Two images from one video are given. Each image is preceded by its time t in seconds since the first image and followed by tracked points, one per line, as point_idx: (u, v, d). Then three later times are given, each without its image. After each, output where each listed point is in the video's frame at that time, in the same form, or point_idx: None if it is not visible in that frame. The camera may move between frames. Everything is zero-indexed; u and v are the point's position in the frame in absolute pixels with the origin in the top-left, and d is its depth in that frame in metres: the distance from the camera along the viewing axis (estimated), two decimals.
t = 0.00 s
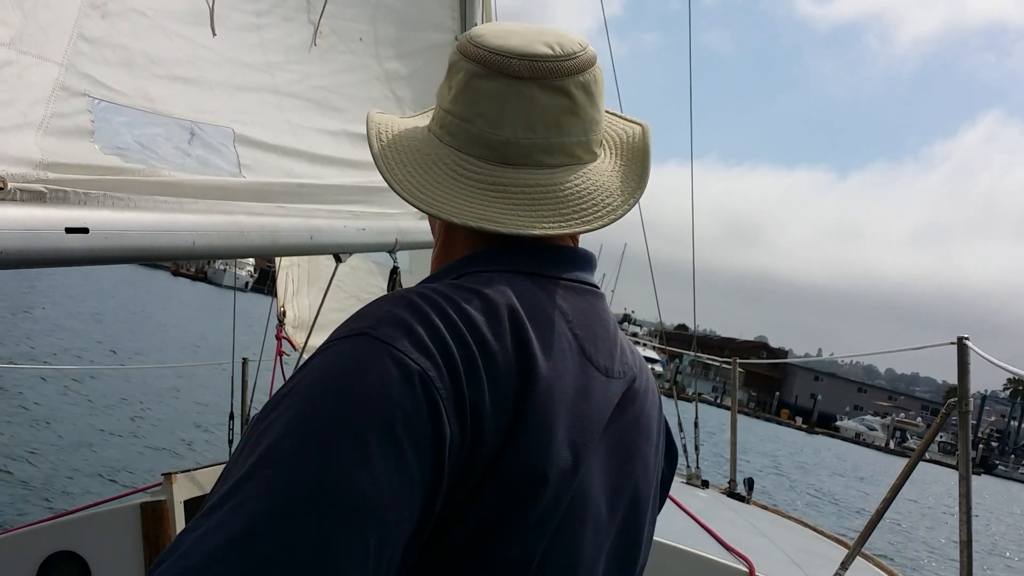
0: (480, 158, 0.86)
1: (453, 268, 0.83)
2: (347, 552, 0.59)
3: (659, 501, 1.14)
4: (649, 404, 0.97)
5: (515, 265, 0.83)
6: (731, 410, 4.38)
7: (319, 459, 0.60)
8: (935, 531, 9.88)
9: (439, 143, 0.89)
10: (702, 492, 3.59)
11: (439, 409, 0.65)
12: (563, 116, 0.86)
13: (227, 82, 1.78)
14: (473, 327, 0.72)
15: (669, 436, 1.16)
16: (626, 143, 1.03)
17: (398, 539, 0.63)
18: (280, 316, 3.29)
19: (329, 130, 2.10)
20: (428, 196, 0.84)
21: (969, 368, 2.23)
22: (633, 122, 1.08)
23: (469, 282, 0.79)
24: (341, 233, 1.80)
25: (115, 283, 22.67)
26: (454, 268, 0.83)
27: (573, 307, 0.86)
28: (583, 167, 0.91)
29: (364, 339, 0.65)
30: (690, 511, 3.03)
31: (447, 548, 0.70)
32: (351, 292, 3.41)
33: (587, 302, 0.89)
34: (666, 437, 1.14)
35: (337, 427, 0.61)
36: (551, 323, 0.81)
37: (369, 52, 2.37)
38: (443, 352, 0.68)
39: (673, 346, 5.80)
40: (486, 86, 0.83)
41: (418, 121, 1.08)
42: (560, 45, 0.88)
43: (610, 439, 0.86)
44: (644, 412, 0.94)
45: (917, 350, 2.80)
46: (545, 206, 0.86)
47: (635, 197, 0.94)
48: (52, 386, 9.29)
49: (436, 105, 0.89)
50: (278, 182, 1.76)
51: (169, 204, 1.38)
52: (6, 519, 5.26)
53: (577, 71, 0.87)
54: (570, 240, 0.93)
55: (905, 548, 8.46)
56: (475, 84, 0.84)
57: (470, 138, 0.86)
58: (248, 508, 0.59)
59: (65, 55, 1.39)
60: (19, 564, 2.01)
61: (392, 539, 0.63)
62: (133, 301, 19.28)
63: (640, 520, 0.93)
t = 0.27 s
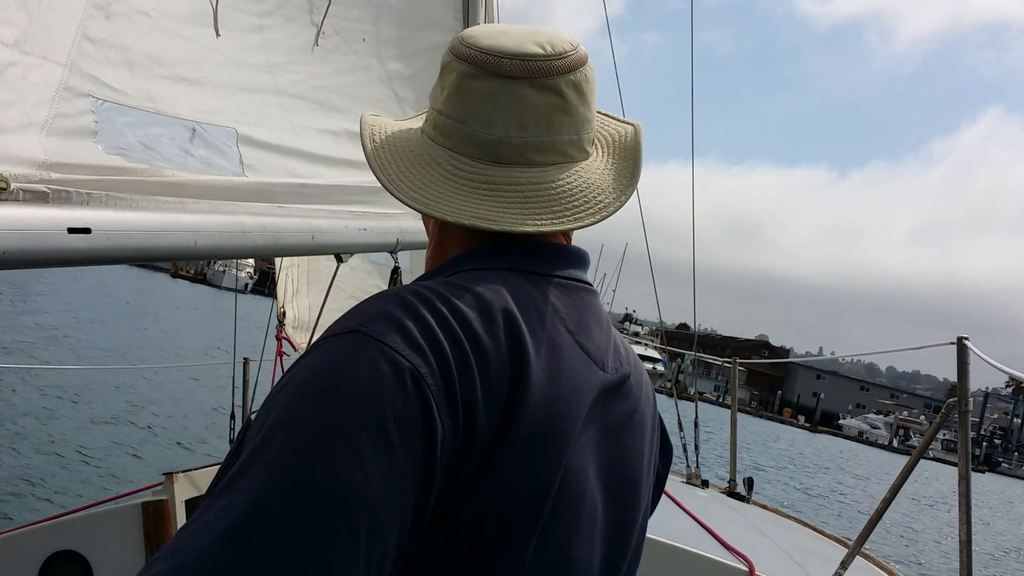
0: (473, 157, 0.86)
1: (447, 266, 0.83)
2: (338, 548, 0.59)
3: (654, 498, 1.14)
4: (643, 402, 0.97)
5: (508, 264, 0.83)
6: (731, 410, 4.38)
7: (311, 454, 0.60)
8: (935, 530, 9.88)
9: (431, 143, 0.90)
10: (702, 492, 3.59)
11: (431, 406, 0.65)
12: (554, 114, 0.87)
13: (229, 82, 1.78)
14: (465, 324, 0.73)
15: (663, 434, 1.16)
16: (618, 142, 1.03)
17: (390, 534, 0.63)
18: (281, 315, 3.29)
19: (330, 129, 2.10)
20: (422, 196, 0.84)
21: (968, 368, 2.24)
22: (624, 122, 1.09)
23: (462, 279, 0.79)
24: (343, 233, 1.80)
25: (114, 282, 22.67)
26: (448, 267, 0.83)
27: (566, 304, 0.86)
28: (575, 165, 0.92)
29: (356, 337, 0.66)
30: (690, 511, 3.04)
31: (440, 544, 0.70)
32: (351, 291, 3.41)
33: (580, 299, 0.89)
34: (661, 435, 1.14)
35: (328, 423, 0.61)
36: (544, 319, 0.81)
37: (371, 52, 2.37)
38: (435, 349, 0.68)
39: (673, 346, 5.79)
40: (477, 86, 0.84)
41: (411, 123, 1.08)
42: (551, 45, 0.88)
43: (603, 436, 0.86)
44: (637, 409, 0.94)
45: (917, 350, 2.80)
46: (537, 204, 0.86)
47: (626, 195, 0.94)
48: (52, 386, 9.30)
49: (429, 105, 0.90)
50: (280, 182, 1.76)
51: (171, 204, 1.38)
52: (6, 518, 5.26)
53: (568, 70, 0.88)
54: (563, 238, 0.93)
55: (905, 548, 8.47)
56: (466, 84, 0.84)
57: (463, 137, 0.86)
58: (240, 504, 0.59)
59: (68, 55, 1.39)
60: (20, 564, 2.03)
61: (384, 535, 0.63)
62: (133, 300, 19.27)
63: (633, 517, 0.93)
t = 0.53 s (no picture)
0: (462, 157, 0.86)
1: (437, 265, 0.82)
2: (328, 542, 0.60)
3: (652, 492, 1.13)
4: (640, 396, 0.96)
5: (498, 261, 0.83)
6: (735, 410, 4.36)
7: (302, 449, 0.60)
8: (940, 531, 9.84)
9: (420, 143, 0.89)
10: (705, 492, 3.58)
11: (422, 401, 0.65)
12: (542, 112, 0.86)
13: (228, 82, 1.78)
14: (457, 320, 0.72)
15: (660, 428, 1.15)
16: (609, 139, 1.02)
17: (382, 529, 0.63)
18: (282, 316, 3.28)
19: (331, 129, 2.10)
20: (411, 195, 0.83)
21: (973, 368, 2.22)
22: (614, 120, 1.08)
23: (455, 276, 0.78)
24: (343, 233, 1.80)
25: (119, 283, 22.72)
26: (438, 266, 0.82)
27: (561, 299, 0.85)
28: (564, 162, 0.91)
29: (346, 332, 0.65)
30: (692, 511, 3.03)
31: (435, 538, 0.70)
32: (353, 291, 3.41)
33: (573, 294, 0.88)
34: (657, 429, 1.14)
35: (317, 418, 0.61)
36: (537, 314, 0.80)
37: (371, 51, 2.36)
38: (426, 344, 0.68)
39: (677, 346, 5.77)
40: (464, 85, 0.84)
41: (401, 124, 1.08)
42: (537, 43, 0.88)
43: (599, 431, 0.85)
44: (634, 403, 0.94)
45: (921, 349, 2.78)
46: (527, 200, 0.85)
47: (616, 191, 0.93)
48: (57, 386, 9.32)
49: (417, 106, 0.89)
50: (280, 182, 1.76)
51: (170, 204, 1.38)
52: (9, 519, 5.27)
53: (555, 68, 0.87)
54: (553, 236, 0.92)
55: (910, 549, 8.44)
56: (453, 84, 0.84)
57: (451, 137, 0.85)
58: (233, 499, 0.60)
59: (66, 54, 1.39)
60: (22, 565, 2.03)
61: (377, 530, 0.63)
62: (137, 301, 19.30)
63: (632, 512, 0.92)
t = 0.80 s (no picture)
0: (457, 158, 0.86)
1: (434, 266, 0.83)
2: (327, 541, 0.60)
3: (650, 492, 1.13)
4: (637, 395, 0.96)
5: (494, 261, 0.83)
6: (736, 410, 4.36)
7: (300, 448, 0.60)
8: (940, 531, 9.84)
9: (415, 144, 0.89)
10: (706, 492, 3.58)
11: (419, 400, 0.65)
12: (536, 112, 0.86)
13: (231, 82, 1.78)
14: (453, 319, 0.72)
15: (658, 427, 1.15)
16: (603, 138, 1.03)
17: (381, 527, 0.63)
18: (283, 316, 3.28)
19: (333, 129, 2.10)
20: (407, 196, 0.83)
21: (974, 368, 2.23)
22: (608, 119, 1.08)
23: (451, 276, 0.79)
24: (346, 232, 1.80)
25: (118, 284, 22.70)
26: (436, 266, 0.83)
27: (557, 299, 0.85)
28: (558, 162, 0.91)
29: (342, 332, 0.66)
30: (694, 511, 3.03)
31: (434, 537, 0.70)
32: (354, 291, 3.41)
33: (570, 293, 0.89)
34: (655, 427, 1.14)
35: (315, 418, 0.61)
36: (534, 313, 0.81)
37: (373, 51, 2.37)
38: (422, 343, 0.68)
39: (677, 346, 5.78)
40: (459, 86, 0.84)
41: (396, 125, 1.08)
42: (531, 43, 0.88)
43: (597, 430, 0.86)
44: (632, 402, 0.94)
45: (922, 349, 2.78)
46: (523, 200, 0.85)
47: (611, 189, 0.93)
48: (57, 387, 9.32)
49: (412, 107, 0.90)
50: (283, 182, 1.76)
51: (175, 204, 1.38)
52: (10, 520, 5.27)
53: (548, 68, 0.87)
54: (549, 236, 0.93)
55: (911, 548, 8.44)
56: (448, 85, 0.84)
57: (446, 138, 0.86)
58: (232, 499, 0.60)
59: (71, 54, 1.39)
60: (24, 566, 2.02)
61: (374, 529, 0.63)
62: (136, 301, 19.28)
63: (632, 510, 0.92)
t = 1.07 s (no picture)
0: (455, 158, 0.86)
1: (432, 267, 0.82)
2: (319, 544, 0.60)
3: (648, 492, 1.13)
4: (635, 395, 0.96)
5: (492, 262, 0.83)
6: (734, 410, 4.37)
7: (294, 451, 0.60)
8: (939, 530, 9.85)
9: (413, 145, 0.89)
10: (704, 492, 3.59)
11: (413, 402, 0.65)
12: (534, 112, 0.86)
13: (229, 82, 1.78)
14: (449, 320, 0.72)
15: (656, 427, 1.15)
16: (601, 138, 1.02)
17: (376, 530, 0.63)
18: (281, 316, 3.28)
19: (331, 129, 2.09)
20: (405, 197, 0.83)
21: (972, 368, 2.23)
22: (606, 119, 1.08)
23: (448, 277, 0.78)
24: (344, 233, 1.80)
25: (117, 284, 22.69)
26: (434, 266, 0.83)
27: (554, 299, 0.85)
28: (556, 162, 0.91)
29: (337, 333, 0.66)
30: (692, 511, 3.03)
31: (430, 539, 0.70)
32: (352, 292, 3.41)
33: (567, 294, 0.88)
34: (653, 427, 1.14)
35: (309, 420, 0.61)
36: (530, 313, 0.80)
37: (371, 51, 2.36)
38: (417, 344, 0.68)
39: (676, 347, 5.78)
40: (457, 87, 0.84)
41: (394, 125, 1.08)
42: (529, 43, 0.88)
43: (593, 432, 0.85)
44: (630, 402, 0.94)
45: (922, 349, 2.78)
46: (520, 199, 0.85)
47: (609, 190, 0.93)
48: (55, 387, 9.31)
49: (410, 108, 0.89)
50: (281, 182, 1.76)
51: (172, 204, 1.38)
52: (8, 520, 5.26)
53: (547, 68, 0.87)
54: (547, 236, 0.93)
55: (908, 548, 8.45)
56: (446, 85, 0.84)
57: (444, 138, 0.85)
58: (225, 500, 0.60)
59: (68, 55, 1.39)
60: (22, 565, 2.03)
61: (368, 531, 0.63)
62: (135, 301, 19.27)
63: (630, 510, 0.92)
